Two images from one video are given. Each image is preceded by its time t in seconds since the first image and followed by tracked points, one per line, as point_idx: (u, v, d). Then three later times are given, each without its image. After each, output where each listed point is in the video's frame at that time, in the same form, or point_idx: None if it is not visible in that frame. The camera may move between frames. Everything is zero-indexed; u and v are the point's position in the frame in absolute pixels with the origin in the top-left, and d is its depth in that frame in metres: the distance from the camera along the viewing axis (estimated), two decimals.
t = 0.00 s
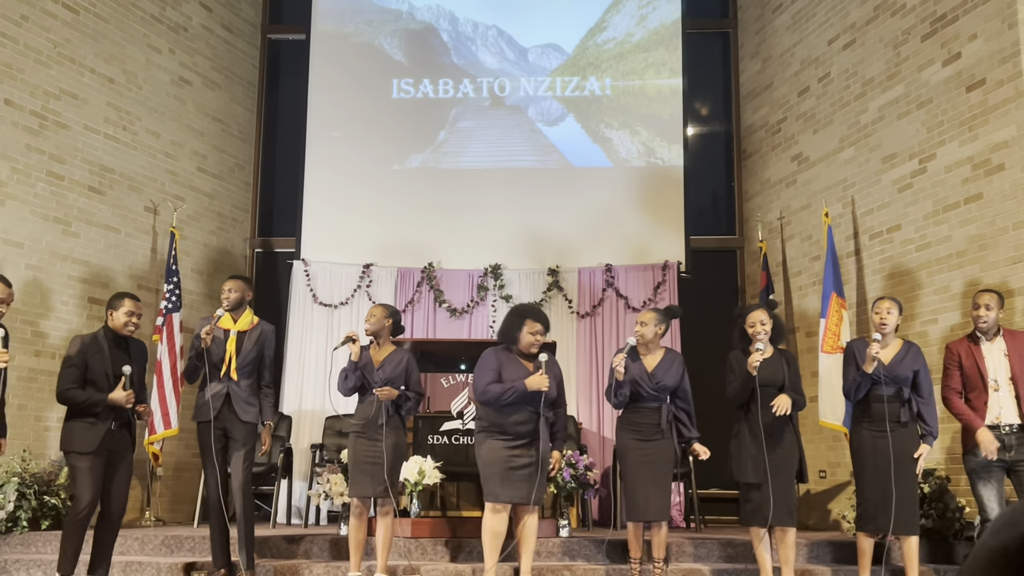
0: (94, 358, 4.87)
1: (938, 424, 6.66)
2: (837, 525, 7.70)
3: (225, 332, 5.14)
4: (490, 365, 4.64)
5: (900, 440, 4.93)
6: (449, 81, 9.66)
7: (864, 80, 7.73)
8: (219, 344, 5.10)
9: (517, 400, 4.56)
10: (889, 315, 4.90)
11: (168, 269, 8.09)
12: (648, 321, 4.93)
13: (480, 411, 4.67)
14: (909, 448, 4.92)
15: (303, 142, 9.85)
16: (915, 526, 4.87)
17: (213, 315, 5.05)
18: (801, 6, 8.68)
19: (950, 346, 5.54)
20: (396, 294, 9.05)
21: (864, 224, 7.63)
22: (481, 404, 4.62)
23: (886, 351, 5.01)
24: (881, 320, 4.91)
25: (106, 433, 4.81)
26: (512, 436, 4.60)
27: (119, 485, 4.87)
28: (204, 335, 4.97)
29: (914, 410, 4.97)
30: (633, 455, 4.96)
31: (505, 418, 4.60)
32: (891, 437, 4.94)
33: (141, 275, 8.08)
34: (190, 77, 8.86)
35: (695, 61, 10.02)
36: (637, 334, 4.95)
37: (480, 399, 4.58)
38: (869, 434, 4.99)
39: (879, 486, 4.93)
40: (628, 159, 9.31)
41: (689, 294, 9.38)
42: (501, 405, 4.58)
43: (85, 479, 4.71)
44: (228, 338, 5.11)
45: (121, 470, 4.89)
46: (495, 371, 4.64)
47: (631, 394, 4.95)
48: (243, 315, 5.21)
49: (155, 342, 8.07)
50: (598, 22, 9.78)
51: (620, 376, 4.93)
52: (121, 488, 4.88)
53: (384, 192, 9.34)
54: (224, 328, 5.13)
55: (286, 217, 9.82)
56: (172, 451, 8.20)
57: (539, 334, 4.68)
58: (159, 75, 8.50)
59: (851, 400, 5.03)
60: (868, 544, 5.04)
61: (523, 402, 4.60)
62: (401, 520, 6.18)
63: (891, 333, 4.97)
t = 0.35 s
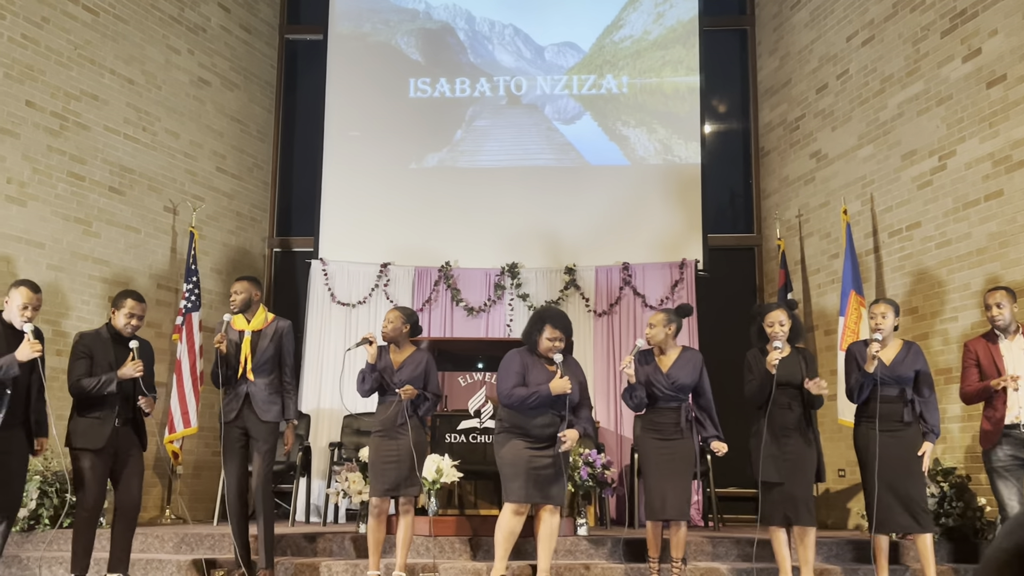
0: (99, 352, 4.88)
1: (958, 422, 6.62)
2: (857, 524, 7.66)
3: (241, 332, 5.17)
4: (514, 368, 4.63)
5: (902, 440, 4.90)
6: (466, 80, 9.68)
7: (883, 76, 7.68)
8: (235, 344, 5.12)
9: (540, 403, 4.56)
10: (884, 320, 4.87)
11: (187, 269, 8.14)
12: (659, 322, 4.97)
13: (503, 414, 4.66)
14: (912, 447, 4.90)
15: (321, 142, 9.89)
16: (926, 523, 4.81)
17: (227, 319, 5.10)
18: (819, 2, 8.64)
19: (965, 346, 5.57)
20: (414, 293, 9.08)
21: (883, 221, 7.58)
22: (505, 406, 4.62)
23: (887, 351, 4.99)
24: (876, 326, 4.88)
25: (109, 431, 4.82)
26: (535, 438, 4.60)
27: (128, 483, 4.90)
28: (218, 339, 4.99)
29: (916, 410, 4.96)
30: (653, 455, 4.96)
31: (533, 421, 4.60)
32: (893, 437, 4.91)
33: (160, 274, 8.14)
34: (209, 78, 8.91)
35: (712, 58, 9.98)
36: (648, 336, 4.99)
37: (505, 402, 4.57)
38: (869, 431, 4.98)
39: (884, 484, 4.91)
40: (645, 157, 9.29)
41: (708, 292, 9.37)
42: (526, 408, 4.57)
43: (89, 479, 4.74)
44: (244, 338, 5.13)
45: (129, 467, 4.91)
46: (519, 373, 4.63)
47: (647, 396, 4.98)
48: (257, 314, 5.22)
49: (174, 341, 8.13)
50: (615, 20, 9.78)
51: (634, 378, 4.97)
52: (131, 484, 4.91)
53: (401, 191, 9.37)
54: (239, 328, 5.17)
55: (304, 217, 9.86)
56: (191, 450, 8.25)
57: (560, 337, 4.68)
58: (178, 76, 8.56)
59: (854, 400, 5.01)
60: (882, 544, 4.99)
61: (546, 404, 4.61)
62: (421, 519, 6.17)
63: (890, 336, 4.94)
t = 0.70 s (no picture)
0: (109, 349, 4.91)
1: (975, 421, 6.58)
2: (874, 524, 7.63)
3: (255, 331, 5.19)
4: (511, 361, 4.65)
5: (908, 438, 4.89)
6: (480, 79, 9.69)
7: (899, 74, 7.65)
8: (250, 343, 5.14)
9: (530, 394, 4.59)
10: (887, 318, 4.81)
11: (203, 269, 8.18)
12: (659, 322, 4.97)
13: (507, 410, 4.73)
14: (918, 445, 4.88)
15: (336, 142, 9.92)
16: (934, 520, 4.80)
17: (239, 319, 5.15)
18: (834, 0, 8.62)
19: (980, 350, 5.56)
20: (428, 293, 9.12)
21: (899, 219, 7.55)
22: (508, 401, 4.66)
23: (891, 350, 4.97)
24: (880, 323, 4.82)
25: (121, 428, 4.85)
26: (535, 433, 4.62)
27: (141, 482, 4.94)
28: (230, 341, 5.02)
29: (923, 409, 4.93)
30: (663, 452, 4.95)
31: (529, 415, 4.63)
32: (897, 436, 4.91)
33: (177, 274, 8.19)
34: (224, 79, 8.96)
35: (727, 57, 9.95)
36: (650, 335, 5.00)
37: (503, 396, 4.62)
38: (875, 430, 4.98)
39: (890, 483, 4.90)
40: (659, 156, 9.28)
41: (722, 291, 9.35)
42: (521, 402, 4.61)
43: (100, 477, 4.79)
44: (257, 337, 5.16)
45: (142, 466, 4.96)
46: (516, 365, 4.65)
47: (652, 396, 5.00)
48: (269, 312, 5.24)
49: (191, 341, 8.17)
50: (629, 19, 9.77)
51: (637, 379, 5.01)
52: (143, 480, 4.96)
53: (415, 191, 9.39)
54: (252, 327, 5.19)
55: (319, 217, 9.89)
56: (207, 449, 8.29)
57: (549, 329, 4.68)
58: (194, 77, 8.60)
59: (860, 399, 5.01)
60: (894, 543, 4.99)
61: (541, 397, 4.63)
62: (434, 518, 6.17)
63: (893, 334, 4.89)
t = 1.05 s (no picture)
0: (118, 351, 4.92)
1: (985, 420, 6.55)
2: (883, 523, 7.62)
3: (264, 331, 5.19)
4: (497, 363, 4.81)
5: (916, 437, 4.88)
6: (488, 79, 9.70)
7: (908, 72, 7.63)
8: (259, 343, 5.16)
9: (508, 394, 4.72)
10: (894, 317, 4.79)
11: (212, 269, 8.21)
12: (662, 319, 4.93)
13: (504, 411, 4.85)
14: (927, 445, 4.86)
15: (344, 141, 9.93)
16: (944, 519, 4.80)
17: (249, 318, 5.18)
18: None
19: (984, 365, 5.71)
20: (436, 292, 9.11)
21: (909, 218, 7.52)
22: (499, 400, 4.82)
23: (896, 349, 4.96)
24: (887, 323, 4.79)
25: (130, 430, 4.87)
26: (522, 433, 4.67)
27: (150, 483, 4.95)
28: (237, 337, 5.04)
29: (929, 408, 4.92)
30: (668, 451, 4.94)
31: (513, 413, 4.73)
32: (906, 434, 4.89)
33: (186, 275, 8.21)
34: (233, 79, 8.98)
35: (735, 55, 9.93)
36: (652, 333, 4.96)
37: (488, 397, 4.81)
38: (882, 430, 4.95)
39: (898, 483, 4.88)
40: (667, 155, 9.27)
41: (731, 290, 9.33)
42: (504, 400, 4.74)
43: (107, 478, 4.78)
44: (266, 337, 5.16)
45: (149, 467, 4.96)
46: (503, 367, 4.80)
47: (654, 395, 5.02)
48: (279, 313, 5.24)
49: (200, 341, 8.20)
50: (637, 17, 9.76)
51: (639, 378, 5.03)
52: (152, 480, 4.96)
53: (424, 191, 9.40)
54: (262, 327, 5.20)
55: (327, 217, 9.90)
56: (217, 449, 8.32)
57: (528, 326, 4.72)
58: (203, 78, 8.63)
59: (866, 399, 4.98)
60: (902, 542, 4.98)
61: (522, 397, 4.70)
62: (443, 518, 6.18)
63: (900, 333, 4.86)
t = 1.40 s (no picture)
0: (126, 351, 4.94)
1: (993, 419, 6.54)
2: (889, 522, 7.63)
3: (271, 330, 5.19)
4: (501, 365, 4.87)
5: (924, 437, 4.87)
6: (493, 79, 9.71)
7: (914, 70, 7.62)
8: (265, 341, 5.15)
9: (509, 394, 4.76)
10: (905, 316, 4.77)
11: (219, 269, 8.23)
12: (673, 318, 4.95)
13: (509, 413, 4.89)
14: (936, 446, 4.86)
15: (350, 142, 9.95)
16: (950, 520, 4.79)
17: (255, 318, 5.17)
18: None
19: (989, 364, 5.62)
20: (442, 292, 9.12)
21: (915, 217, 7.51)
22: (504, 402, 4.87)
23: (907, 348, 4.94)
24: (897, 322, 4.78)
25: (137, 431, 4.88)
26: (522, 434, 4.68)
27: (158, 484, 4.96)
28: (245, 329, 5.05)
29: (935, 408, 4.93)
30: (672, 452, 4.92)
31: (515, 415, 4.73)
32: (915, 435, 4.88)
33: (192, 275, 8.23)
34: (239, 80, 9.00)
35: (740, 54, 9.92)
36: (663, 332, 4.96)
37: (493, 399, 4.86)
38: (892, 429, 4.94)
39: (907, 483, 4.88)
40: (673, 154, 9.27)
41: (736, 289, 9.32)
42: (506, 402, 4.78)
43: (116, 478, 4.81)
44: (273, 336, 5.15)
45: (154, 467, 4.98)
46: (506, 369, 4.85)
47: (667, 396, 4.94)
48: (289, 313, 5.26)
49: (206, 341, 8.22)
50: (642, 17, 9.77)
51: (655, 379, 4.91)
52: (156, 480, 4.98)
53: (429, 191, 9.40)
54: (270, 326, 5.20)
55: (333, 217, 9.91)
56: (223, 448, 8.34)
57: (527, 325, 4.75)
58: (209, 78, 8.65)
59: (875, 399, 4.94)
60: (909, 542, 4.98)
61: (521, 398, 4.71)
62: (449, 518, 6.17)
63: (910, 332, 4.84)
